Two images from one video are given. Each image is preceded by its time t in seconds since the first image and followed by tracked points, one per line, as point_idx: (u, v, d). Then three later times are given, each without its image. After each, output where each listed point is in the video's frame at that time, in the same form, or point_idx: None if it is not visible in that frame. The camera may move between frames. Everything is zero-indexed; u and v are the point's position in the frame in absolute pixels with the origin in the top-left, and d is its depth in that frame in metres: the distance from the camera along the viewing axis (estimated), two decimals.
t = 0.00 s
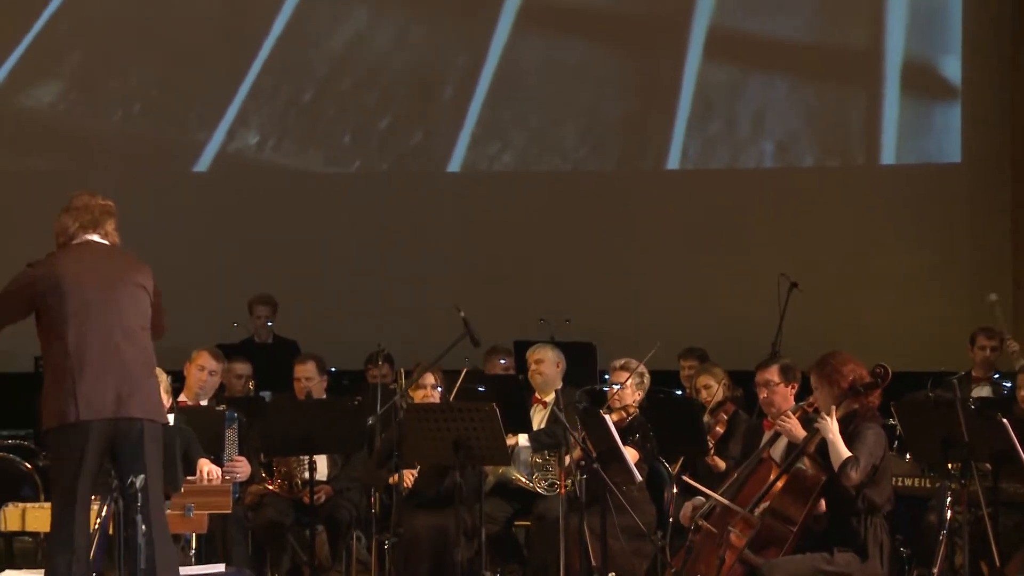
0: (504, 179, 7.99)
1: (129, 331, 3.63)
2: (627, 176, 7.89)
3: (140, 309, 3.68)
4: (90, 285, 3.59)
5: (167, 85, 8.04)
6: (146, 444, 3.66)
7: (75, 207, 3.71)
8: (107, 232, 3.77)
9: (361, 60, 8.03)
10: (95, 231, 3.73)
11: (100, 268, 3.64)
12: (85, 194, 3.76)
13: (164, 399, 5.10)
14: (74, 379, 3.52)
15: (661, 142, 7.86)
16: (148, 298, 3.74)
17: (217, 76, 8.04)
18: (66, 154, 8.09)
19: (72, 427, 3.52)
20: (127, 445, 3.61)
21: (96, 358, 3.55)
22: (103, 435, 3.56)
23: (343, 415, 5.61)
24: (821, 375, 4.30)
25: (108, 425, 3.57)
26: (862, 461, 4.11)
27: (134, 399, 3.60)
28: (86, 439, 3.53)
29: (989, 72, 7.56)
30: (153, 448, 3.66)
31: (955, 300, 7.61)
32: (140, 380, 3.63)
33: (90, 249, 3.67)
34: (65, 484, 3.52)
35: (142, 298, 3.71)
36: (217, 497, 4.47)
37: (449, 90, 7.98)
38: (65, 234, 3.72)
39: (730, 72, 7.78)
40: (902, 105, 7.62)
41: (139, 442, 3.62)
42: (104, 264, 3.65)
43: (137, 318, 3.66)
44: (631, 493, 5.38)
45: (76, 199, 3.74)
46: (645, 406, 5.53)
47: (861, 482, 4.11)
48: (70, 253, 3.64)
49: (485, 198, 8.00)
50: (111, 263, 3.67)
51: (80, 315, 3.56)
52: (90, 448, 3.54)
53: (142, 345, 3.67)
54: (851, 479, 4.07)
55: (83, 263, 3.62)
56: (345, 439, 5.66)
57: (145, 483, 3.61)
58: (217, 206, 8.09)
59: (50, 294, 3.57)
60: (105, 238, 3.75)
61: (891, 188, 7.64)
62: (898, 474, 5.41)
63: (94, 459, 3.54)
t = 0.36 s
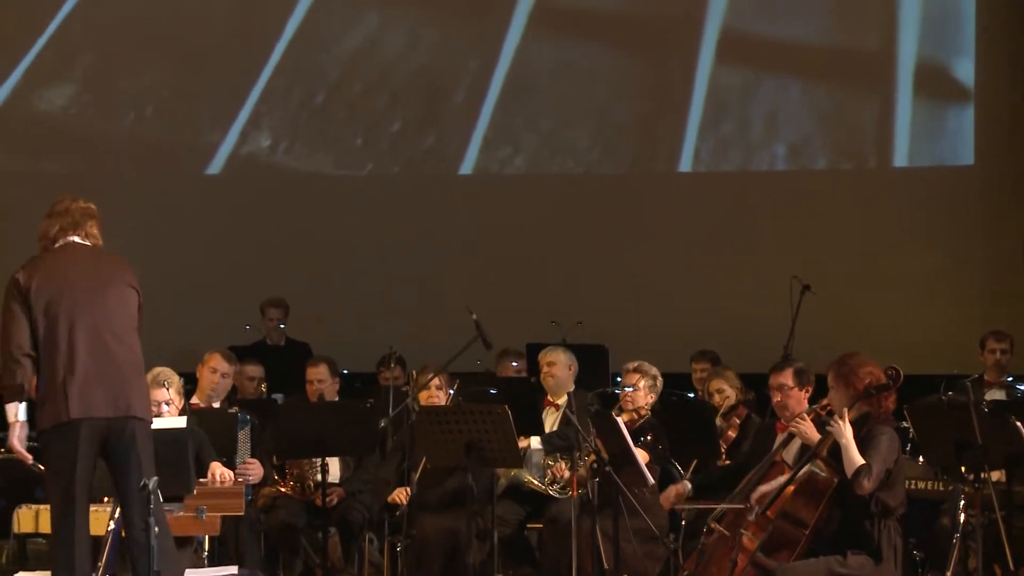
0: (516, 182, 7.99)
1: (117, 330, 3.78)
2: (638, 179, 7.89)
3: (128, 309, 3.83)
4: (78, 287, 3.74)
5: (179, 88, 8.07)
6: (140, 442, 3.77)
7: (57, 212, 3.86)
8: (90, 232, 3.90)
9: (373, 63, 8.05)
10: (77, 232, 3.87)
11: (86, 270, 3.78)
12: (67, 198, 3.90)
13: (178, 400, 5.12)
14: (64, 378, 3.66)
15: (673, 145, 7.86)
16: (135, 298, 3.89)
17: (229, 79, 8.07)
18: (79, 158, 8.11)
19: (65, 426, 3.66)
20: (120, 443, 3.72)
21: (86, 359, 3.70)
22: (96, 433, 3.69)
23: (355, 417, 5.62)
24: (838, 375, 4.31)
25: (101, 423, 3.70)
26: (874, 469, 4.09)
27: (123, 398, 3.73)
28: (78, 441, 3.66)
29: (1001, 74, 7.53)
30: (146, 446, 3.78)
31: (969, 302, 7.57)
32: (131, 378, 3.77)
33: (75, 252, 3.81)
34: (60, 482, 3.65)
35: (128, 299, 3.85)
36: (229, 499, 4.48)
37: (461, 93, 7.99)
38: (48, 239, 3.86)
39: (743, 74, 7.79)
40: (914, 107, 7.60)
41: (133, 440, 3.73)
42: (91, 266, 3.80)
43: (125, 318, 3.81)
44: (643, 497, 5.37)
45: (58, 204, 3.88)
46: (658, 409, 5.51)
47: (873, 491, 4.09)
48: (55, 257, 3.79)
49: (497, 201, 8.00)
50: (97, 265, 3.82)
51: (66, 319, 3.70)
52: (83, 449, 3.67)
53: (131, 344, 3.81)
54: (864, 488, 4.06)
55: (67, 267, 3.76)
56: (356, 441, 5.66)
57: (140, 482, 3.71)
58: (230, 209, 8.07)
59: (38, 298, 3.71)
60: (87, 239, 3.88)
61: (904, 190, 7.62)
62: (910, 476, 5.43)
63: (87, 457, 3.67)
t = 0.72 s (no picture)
0: (538, 182, 7.99)
1: (133, 330, 3.78)
2: (660, 178, 7.89)
3: (144, 308, 3.83)
4: (92, 287, 3.75)
5: (202, 89, 8.10)
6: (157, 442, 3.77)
7: (73, 213, 3.89)
8: (107, 232, 3.92)
9: (395, 64, 8.05)
10: (93, 232, 3.90)
11: (100, 270, 3.79)
12: (84, 198, 3.93)
13: (200, 401, 5.12)
14: (79, 380, 3.67)
15: (695, 145, 7.85)
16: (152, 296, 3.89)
17: (250, 80, 8.09)
18: (102, 159, 8.13)
19: (81, 428, 3.67)
20: (136, 444, 3.73)
21: (102, 359, 3.70)
22: (112, 435, 3.70)
23: (375, 417, 5.62)
24: (861, 374, 4.30)
25: (117, 424, 3.70)
26: (910, 469, 4.06)
27: (139, 397, 3.73)
28: (94, 442, 3.66)
29: None
30: (163, 443, 3.78)
31: (993, 303, 7.56)
32: (146, 377, 3.77)
33: (90, 253, 3.83)
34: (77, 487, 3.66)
35: (144, 296, 3.85)
36: (252, 499, 4.48)
37: (483, 93, 8.01)
38: (66, 240, 3.90)
39: (764, 74, 7.77)
40: (938, 107, 7.59)
41: (148, 440, 3.73)
42: (107, 266, 3.81)
43: (140, 316, 3.81)
44: (665, 496, 5.36)
45: (74, 205, 3.91)
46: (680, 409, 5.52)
47: (910, 491, 4.05)
48: (71, 258, 3.81)
49: (519, 201, 7.99)
50: (112, 264, 3.83)
51: (80, 318, 3.71)
52: (99, 450, 3.68)
53: (146, 344, 3.81)
54: (902, 489, 4.02)
55: (80, 267, 3.78)
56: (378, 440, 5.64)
57: (155, 484, 3.72)
58: (253, 210, 8.08)
59: (54, 300, 3.73)
60: (104, 240, 3.92)
61: (927, 189, 7.60)
62: (933, 476, 5.43)
63: (103, 461, 3.67)
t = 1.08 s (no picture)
0: (562, 180, 7.99)
1: (169, 328, 3.78)
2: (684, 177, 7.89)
3: (186, 306, 3.82)
4: (128, 285, 3.77)
5: (226, 89, 8.04)
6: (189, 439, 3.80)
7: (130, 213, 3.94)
8: (162, 232, 3.95)
9: (419, 62, 8.02)
10: (146, 232, 3.93)
11: (141, 268, 3.81)
12: (144, 198, 3.98)
13: (224, 399, 5.14)
14: (110, 379, 3.73)
15: (718, 143, 7.85)
16: (200, 294, 3.88)
17: (273, 78, 8.02)
18: (125, 158, 8.06)
19: (113, 426, 3.74)
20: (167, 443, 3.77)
21: (132, 358, 3.73)
22: (142, 433, 3.75)
23: (398, 415, 5.64)
24: (885, 372, 4.29)
25: (147, 422, 3.75)
26: (942, 467, 4.06)
27: (168, 397, 3.74)
28: (121, 440, 3.73)
29: None
30: (195, 442, 3.81)
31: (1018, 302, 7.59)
32: (181, 375, 3.78)
33: (135, 251, 3.86)
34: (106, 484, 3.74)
35: (190, 295, 3.84)
36: (276, 497, 4.48)
37: (508, 91, 7.99)
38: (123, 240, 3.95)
39: (789, 71, 7.75)
40: (964, 105, 7.58)
41: (178, 440, 3.76)
42: (150, 265, 3.82)
43: (180, 314, 3.81)
44: (690, 494, 5.36)
45: (134, 205, 3.97)
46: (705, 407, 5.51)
47: (944, 489, 4.06)
48: (117, 257, 3.86)
49: (543, 199, 7.99)
50: (154, 262, 3.83)
51: (115, 318, 3.76)
52: (128, 449, 3.74)
53: (186, 342, 3.82)
54: (935, 487, 4.02)
55: (123, 267, 3.81)
56: (402, 436, 5.67)
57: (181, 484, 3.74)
58: (276, 209, 8.08)
59: (96, 299, 3.80)
60: (156, 239, 3.94)
61: (951, 187, 7.63)
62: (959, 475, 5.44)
63: (132, 459, 3.73)
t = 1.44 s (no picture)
0: (582, 178, 7.99)
1: (214, 327, 3.81)
2: (703, 175, 7.89)
3: (232, 304, 3.83)
4: (176, 282, 3.83)
5: (246, 88, 8.02)
6: (231, 438, 3.84)
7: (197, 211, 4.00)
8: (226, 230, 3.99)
9: (439, 60, 8.00)
10: (210, 230, 3.97)
11: (191, 266, 3.85)
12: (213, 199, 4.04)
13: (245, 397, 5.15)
14: (156, 375, 3.82)
15: (738, 141, 7.83)
16: (251, 291, 3.88)
17: (292, 76, 8.02)
18: (146, 157, 8.06)
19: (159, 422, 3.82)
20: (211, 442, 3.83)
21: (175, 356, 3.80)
22: (185, 430, 3.82)
23: (417, 413, 5.65)
24: (907, 371, 4.27)
25: (189, 419, 3.81)
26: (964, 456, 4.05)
27: (206, 392, 3.78)
28: (163, 437, 3.81)
29: None
30: (236, 441, 3.84)
31: None
32: (221, 374, 3.79)
33: (192, 248, 3.91)
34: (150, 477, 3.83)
35: (237, 291, 3.85)
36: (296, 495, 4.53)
37: (525, 90, 7.96)
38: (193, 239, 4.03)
39: (809, 68, 7.73)
40: (984, 106, 7.53)
41: (218, 438, 3.81)
42: (201, 262, 3.85)
43: (226, 314, 3.83)
44: (710, 493, 5.34)
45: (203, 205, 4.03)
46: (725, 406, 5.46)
47: (967, 477, 4.05)
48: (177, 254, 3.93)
49: (562, 197, 8.00)
50: (205, 260, 3.86)
51: (167, 315, 3.86)
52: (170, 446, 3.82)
53: (232, 341, 3.83)
54: (958, 474, 4.01)
55: (176, 265, 3.88)
56: (421, 433, 5.68)
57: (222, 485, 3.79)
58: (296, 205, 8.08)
59: (155, 296, 3.90)
60: (220, 238, 3.98)
61: (971, 185, 7.63)
62: (980, 474, 5.41)
63: (174, 456, 3.81)
